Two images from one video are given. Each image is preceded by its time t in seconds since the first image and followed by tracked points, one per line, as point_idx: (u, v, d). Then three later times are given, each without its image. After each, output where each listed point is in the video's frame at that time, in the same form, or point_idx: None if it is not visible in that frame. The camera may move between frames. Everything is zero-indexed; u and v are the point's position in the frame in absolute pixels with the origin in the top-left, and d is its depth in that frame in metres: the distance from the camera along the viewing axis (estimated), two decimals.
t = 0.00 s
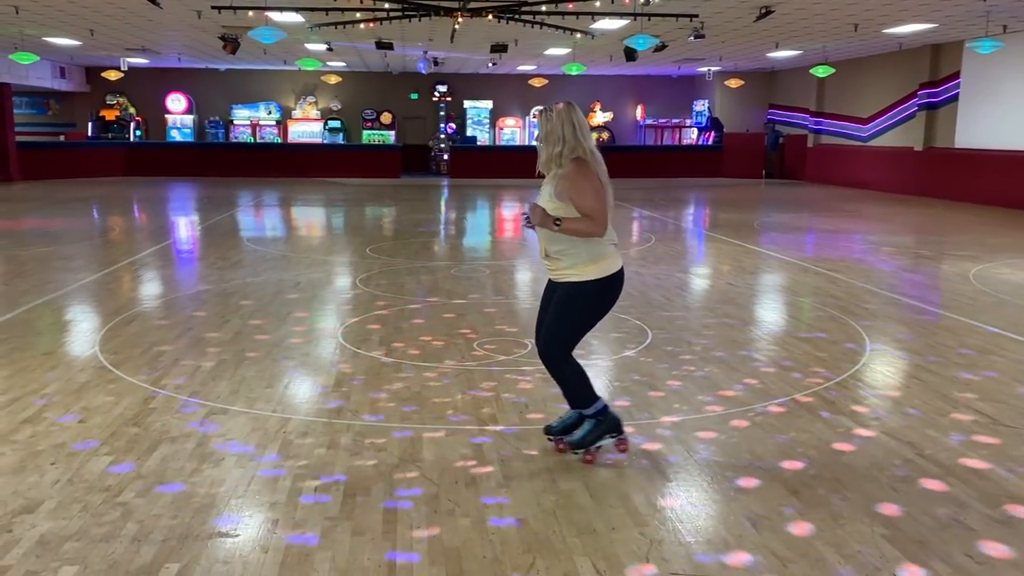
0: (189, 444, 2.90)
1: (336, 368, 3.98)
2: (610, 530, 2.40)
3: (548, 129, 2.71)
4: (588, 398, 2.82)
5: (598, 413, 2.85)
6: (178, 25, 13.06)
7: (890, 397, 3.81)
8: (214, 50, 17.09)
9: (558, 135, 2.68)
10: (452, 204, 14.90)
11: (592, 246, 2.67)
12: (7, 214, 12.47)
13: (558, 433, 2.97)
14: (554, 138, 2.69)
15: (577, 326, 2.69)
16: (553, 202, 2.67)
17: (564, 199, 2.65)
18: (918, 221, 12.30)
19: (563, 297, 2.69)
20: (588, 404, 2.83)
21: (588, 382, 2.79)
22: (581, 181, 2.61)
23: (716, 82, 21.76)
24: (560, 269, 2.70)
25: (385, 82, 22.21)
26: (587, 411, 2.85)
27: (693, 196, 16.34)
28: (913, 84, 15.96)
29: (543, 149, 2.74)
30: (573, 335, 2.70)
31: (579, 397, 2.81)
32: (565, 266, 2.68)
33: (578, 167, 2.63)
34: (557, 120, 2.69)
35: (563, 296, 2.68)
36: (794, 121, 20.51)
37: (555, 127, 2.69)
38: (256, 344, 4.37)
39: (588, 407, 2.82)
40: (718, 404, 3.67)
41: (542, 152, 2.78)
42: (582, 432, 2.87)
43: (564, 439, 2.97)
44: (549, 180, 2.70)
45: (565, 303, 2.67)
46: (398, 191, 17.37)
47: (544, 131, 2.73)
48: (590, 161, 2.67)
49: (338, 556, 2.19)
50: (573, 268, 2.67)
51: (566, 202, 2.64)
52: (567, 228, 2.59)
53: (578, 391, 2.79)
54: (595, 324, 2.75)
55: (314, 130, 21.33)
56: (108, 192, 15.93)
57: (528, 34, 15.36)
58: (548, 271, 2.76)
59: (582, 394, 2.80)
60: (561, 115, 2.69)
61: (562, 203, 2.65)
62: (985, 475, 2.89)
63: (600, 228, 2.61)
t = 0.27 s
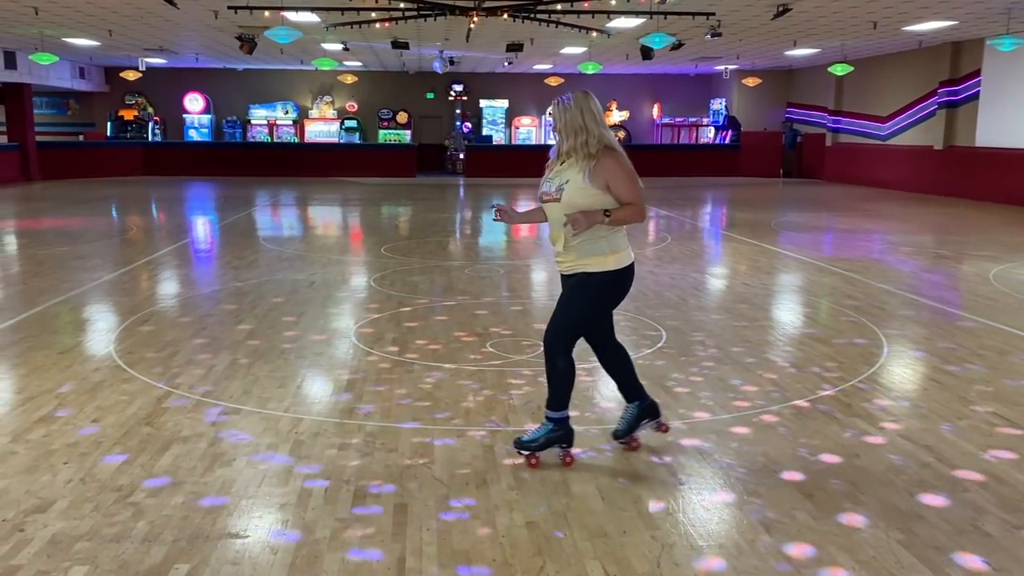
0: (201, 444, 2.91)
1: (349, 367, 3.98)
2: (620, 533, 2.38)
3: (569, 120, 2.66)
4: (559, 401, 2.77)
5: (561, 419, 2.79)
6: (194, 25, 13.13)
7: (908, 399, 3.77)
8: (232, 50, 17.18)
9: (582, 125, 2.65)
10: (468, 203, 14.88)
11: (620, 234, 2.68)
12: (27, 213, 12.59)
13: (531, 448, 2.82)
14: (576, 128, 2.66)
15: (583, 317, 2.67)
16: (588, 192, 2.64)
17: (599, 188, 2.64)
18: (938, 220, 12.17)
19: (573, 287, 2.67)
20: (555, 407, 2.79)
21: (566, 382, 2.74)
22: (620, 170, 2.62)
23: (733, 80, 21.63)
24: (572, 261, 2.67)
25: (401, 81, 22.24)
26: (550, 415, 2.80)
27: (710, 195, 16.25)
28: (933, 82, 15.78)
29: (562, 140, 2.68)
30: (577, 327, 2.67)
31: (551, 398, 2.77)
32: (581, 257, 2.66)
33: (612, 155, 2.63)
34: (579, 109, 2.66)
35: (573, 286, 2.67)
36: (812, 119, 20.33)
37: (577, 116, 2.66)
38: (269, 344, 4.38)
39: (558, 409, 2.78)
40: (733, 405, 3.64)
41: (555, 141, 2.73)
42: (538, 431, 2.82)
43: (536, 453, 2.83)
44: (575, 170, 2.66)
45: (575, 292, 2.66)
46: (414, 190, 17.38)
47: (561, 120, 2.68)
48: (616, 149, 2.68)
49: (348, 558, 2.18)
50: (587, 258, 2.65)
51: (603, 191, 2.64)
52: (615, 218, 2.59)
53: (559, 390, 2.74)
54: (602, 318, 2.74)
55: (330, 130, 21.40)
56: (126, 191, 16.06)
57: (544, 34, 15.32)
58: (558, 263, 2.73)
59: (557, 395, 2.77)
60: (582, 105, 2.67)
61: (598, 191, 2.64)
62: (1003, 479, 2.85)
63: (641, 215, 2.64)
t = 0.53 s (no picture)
0: (213, 445, 2.89)
1: (361, 368, 3.97)
2: (634, 537, 2.35)
3: (580, 129, 2.63)
4: (604, 406, 2.76)
5: (612, 420, 2.78)
6: (207, 25, 13.17)
7: (926, 402, 3.73)
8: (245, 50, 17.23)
9: (592, 134, 2.61)
10: (481, 203, 14.85)
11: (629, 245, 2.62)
12: (42, 213, 12.65)
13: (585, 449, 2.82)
14: (586, 137, 2.62)
15: (599, 324, 2.62)
16: (593, 203, 2.60)
17: (603, 199, 2.60)
18: (955, 220, 12.05)
19: (587, 295, 2.63)
20: (605, 412, 2.77)
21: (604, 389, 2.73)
22: (624, 181, 2.56)
23: (746, 79, 21.51)
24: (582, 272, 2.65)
25: (414, 81, 22.24)
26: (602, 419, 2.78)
27: (724, 194, 16.15)
28: (949, 80, 15.62)
29: (572, 149, 2.66)
30: (596, 335, 2.63)
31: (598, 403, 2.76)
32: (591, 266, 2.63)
33: (618, 166, 2.57)
34: (590, 118, 2.63)
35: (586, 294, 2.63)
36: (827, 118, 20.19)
37: (587, 125, 2.63)
38: (281, 344, 4.38)
39: (607, 413, 2.76)
40: (748, 406, 3.61)
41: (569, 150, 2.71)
42: (590, 434, 2.82)
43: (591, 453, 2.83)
44: (583, 180, 2.62)
45: (588, 301, 2.62)
46: (426, 189, 17.37)
47: (574, 129, 2.65)
48: (627, 160, 2.62)
49: (358, 560, 2.16)
50: (599, 266, 2.61)
51: (607, 202, 2.59)
52: (613, 234, 2.55)
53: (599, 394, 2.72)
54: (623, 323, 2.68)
55: (343, 130, 21.44)
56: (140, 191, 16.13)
57: (557, 32, 15.26)
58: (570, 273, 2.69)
59: (601, 399, 2.75)
60: (593, 114, 2.63)
61: (603, 203, 2.59)
62: None
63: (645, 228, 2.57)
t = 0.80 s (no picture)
0: (222, 446, 2.87)
1: (371, 368, 3.94)
2: (648, 542, 2.31)
3: (590, 119, 2.60)
4: (638, 406, 2.73)
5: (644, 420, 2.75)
6: (218, 25, 13.19)
7: (943, 404, 3.67)
8: (255, 50, 17.25)
9: (599, 124, 2.57)
10: (491, 203, 14.82)
11: (639, 234, 2.56)
12: (54, 213, 12.69)
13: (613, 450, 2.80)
14: (596, 127, 2.59)
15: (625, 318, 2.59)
16: (601, 193, 2.57)
17: (611, 188, 2.55)
18: (969, 220, 11.95)
19: (609, 288, 2.58)
20: (637, 411, 2.74)
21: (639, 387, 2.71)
22: (630, 170, 2.51)
23: (758, 77, 21.39)
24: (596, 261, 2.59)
25: (424, 80, 22.22)
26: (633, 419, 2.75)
27: (735, 194, 16.06)
28: (963, 78, 15.48)
29: (584, 139, 2.63)
30: (624, 329, 2.60)
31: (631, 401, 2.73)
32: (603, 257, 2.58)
33: (625, 155, 2.52)
34: (598, 107, 2.59)
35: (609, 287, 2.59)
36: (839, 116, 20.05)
37: (596, 115, 2.59)
38: (291, 344, 4.36)
39: (638, 413, 2.73)
40: (763, 408, 3.57)
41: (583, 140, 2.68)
42: (621, 435, 2.79)
43: (621, 455, 2.81)
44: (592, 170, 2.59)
45: (613, 295, 2.58)
46: (436, 188, 17.35)
47: (586, 119, 2.62)
48: (638, 148, 2.56)
49: (369, 565, 2.13)
50: (615, 255, 2.56)
51: (615, 192, 2.55)
52: (615, 227, 2.50)
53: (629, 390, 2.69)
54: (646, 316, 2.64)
55: (353, 130, 21.46)
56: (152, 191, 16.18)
57: (567, 31, 15.21)
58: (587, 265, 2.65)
59: (633, 398, 2.72)
60: (602, 103, 2.59)
61: (610, 193, 2.55)
62: None
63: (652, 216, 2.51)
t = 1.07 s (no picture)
0: (231, 447, 2.86)
1: (379, 369, 3.91)
2: (660, 545, 2.28)
3: (605, 126, 2.56)
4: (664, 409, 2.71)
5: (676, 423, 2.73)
6: (228, 25, 13.20)
7: (958, 406, 3.62)
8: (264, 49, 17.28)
9: (621, 129, 2.54)
10: (501, 202, 14.80)
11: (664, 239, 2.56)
12: (65, 212, 12.74)
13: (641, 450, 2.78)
14: (611, 134, 2.56)
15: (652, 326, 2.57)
16: (630, 200, 2.52)
17: (640, 193, 2.53)
18: (980, 219, 11.86)
19: (636, 298, 2.55)
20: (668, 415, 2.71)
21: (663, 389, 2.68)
22: (661, 174, 2.51)
23: (768, 76, 21.29)
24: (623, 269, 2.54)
25: (432, 80, 22.21)
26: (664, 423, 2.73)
27: (745, 193, 15.97)
28: (975, 77, 15.36)
29: (600, 146, 2.58)
30: (655, 333, 2.58)
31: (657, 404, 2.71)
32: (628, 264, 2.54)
33: (651, 159, 2.52)
34: (616, 112, 2.55)
35: (638, 295, 2.54)
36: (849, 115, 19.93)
37: (615, 121, 2.55)
38: (300, 344, 4.34)
39: (673, 417, 2.70)
40: (775, 409, 3.53)
41: (594, 149, 2.62)
42: (652, 438, 2.76)
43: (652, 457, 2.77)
44: (617, 176, 2.54)
45: (641, 304, 2.55)
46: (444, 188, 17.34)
47: (600, 126, 2.58)
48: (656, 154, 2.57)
49: (378, 568, 2.11)
50: (644, 263, 2.54)
51: (645, 196, 2.52)
52: (652, 233, 2.47)
53: (657, 394, 2.67)
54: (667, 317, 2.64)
55: (362, 129, 21.42)
56: (161, 190, 16.21)
57: (577, 30, 15.19)
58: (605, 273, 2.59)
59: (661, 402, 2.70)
60: (621, 108, 2.55)
61: (640, 198, 2.53)
62: None
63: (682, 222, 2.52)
